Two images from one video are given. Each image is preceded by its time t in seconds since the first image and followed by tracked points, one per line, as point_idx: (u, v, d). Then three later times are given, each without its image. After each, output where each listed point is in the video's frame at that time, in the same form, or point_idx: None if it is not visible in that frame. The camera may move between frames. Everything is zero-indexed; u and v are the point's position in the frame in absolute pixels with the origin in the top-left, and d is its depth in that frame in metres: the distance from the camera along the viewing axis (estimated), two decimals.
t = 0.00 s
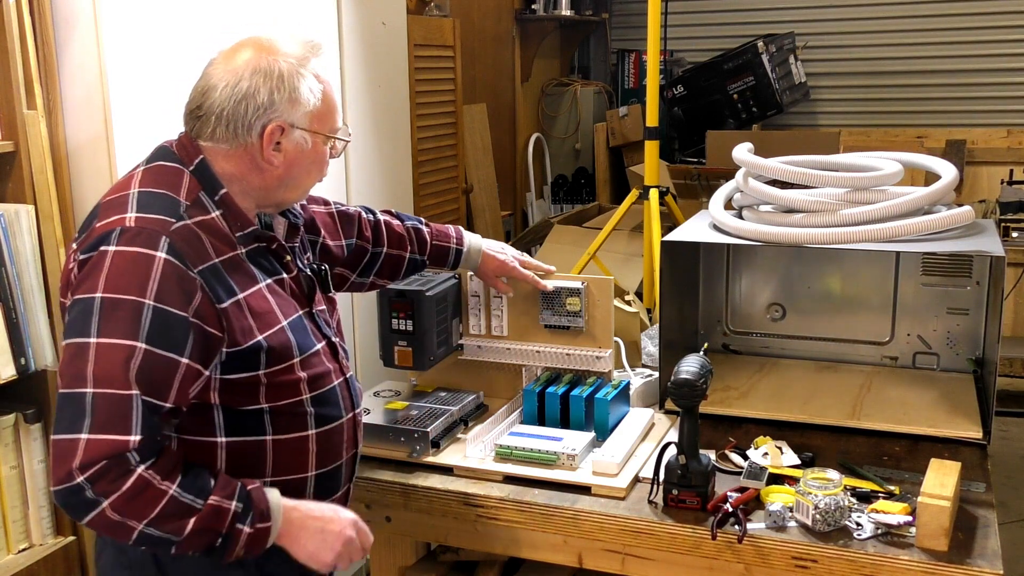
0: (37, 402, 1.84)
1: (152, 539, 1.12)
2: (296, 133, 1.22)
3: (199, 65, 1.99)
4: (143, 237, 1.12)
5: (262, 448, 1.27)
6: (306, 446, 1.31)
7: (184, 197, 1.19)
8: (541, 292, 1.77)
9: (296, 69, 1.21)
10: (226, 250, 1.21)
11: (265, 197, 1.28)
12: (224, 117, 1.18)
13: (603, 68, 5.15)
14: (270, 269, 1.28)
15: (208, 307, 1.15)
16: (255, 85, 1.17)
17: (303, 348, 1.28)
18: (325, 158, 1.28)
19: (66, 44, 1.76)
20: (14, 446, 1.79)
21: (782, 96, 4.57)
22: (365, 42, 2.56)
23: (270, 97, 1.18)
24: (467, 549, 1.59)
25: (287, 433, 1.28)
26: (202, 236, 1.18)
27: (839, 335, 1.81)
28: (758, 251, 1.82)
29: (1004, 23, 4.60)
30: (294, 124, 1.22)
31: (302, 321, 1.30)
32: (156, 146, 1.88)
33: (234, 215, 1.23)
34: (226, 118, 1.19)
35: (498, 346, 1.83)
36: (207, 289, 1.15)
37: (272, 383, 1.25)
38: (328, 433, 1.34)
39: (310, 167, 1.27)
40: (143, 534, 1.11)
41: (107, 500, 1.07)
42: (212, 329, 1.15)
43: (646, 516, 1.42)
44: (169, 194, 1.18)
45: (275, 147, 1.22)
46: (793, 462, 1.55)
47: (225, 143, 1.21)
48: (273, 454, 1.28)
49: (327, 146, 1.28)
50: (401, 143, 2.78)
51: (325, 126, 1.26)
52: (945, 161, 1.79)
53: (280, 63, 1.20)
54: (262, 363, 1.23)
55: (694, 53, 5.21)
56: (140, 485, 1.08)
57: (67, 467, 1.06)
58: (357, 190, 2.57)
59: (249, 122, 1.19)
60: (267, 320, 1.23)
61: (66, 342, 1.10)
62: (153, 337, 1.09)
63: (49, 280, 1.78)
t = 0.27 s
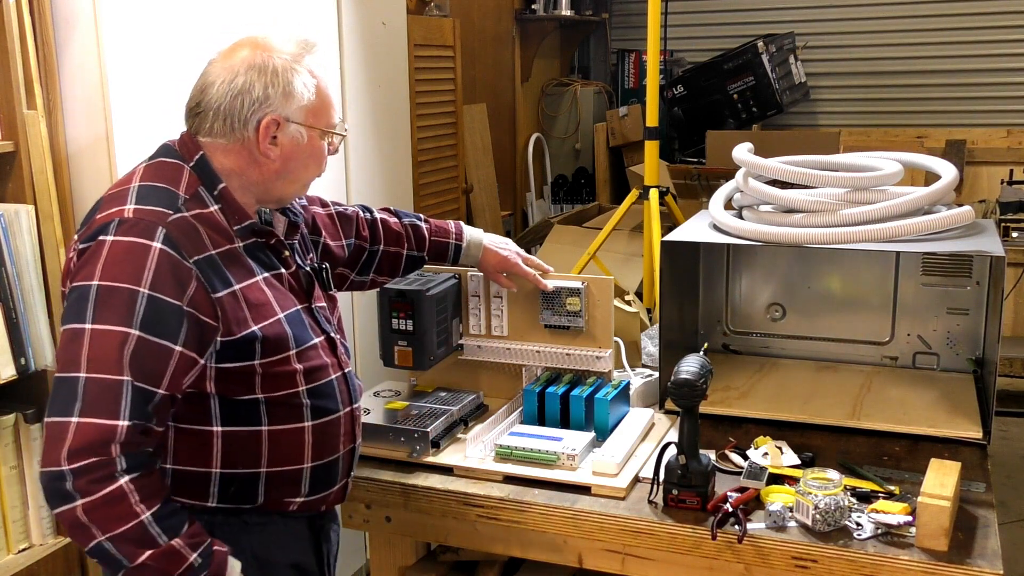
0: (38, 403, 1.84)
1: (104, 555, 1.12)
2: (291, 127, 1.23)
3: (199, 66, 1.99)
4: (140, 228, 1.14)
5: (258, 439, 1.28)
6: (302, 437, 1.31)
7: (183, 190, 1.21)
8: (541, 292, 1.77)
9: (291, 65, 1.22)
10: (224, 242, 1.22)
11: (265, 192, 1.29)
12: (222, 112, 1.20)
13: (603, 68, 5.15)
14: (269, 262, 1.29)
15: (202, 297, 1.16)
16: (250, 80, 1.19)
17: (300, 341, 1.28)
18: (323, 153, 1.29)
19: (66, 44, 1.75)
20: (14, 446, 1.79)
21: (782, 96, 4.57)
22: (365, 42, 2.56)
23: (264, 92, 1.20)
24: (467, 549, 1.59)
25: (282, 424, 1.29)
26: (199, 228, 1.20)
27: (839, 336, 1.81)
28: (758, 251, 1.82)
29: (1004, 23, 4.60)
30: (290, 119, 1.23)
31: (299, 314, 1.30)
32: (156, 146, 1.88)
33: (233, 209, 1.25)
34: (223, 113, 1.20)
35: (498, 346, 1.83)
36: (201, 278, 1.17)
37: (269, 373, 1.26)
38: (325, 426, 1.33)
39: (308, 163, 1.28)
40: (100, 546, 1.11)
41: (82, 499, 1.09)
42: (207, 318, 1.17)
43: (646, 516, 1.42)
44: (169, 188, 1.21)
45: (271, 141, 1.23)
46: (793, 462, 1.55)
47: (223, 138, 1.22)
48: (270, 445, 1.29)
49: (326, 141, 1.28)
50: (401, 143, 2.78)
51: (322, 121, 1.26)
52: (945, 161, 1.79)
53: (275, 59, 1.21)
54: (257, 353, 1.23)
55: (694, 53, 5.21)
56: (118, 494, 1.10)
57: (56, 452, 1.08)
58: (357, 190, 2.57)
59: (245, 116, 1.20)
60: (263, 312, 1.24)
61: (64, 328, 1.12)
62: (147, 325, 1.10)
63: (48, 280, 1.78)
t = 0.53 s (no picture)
0: (38, 403, 1.84)
1: (99, 558, 1.13)
2: (236, 113, 1.21)
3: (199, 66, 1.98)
4: (130, 226, 1.14)
5: (255, 437, 1.28)
6: (300, 436, 1.30)
7: (177, 189, 1.22)
8: (541, 292, 1.77)
9: (248, 52, 1.21)
10: (217, 240, 1.22)
11: (240, 184, 1.28)
12: (185, 99, 1.24)
13: (603, 68, 5.15)
14: (265, 261, 1.29)
15: (193, 295, 1.16)
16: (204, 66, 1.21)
17: (296, 339, 1.28)
18: (281, 146, 1.23)
19: (66, 44, 1.75)
20: (14, 446, 1.79)
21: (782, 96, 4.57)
22: (364, 43, 2.56)
23: (213, 77, 1.21)
24: (467, 549, 1.59)
25: (278, 423, 1.28)
26: (191, 226, 1.20)
27: (839, 336, 1.81)
28: (758, 251, 1.82)
29: (1004, 23, 4.60)
30: (237, 105, 1.20)
31: (296, 312, 1.30)
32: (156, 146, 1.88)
33: (226, 208, 1.25)
34: (187, 100, 1.24)
35: (498, 346, 1.83)
36: (192, 275, 1.17)
37: (264, 372, 1.25)
38: (323, 424, 1.33)
39: (264, 153, 1.23)
40: (94, 549, 1.12)
41: (77, 501, 1.10)
42: (198, 315, 1.17)
43: (646, 516, 1.42)
44: (163, 186, 1.21)
45: (220, 126, 1.22)
46: (793, 462, 1.55)
47: (189, 125, 1.25)
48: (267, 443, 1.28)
49: (288, 135, 1.22)
50: (401, 143, 2.78)
51: (275, 110, 1.21)
52: (945, 161, 1.79)
53: (234, 47, 1.21)
54: (252, 351, 1.23)
55: (694, 53, 5.21)
56: (113, 497, 1.11)
57: (54, 450, 1.09)
58: (357, 190, 2.57)
59: (196, 101, 1.22)
60: (258, 310, 1.23)
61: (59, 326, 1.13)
62: (138, 322, 1.11)
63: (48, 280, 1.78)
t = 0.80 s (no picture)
0: (38, 403, 1.84)
1: (108, 561, 1.14)
2: (195, 104, 1.19)
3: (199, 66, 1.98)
4: (115, 229, 1.12)
5: (243, 445, 1.26)
6: (289, 446, 1.28)
7: (168, 191, 1.20)
8: (541, 292, 1.77)
9: (213, 43, 1.20)
10: (206, 244, 1.20)
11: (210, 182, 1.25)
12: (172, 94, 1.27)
13: (603, 68, 5.15)
14: (258, 265, 1.26)
15: (176, 300, 1.15)
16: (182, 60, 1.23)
17: (287, 346, 1.26)
18: (231, 137, 1.19)
19: (66, 44, 1.75)
20: (14, 446, 1.79)
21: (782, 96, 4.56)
22: (365, 43, 2.56)
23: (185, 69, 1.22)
24: (467, 549, 1.59)
25: (267, 431, 1.27)
26: (179, 229, 1.18)
27: (839, 335, 1.81)
28: (758, 251, 1.82)
29: (1004, 23, 4.60)
30: (194, 96, 1.19)
31: (289, 319, 1.28)
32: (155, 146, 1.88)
33: (218, 209, 1.24)
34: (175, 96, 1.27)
35: (498, 346, 1.83)
36: (176, 281, 1.15)
37: (252, 380, 1.24)
38: (314, 435, 1.31)
39: (217, 146, 1.20)
40: (101, 554, 1.13)
41: (80, 509, 1.10)
42: (183, 321, 1.16)
43: (646, 516, 1.42)
44: (154, 188, 1.19)
45: (184, 118, 1.22)
46: (793, 462, 1.55)
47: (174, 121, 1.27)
48: (254, 451, 1.27)
49: (234, 127, 1.19)
50: (401, 143, 2.78)
51: (226, 100, 1.18)
52: (945, 161, 1.79)
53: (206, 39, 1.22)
54: (239, 359, 1.21)
55: (694, 53, 5.21)
56: (117, 504, 1.11)
57: (55, 457, 1.09)
58: (357, 190, 2.57)
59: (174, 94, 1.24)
60: (247, 317, 1.22)
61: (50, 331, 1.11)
62: (126, 327, 1.10)
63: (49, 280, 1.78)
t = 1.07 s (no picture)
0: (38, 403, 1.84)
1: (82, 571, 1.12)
2: (188, 103, 1.20)
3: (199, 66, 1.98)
4: (109, 234, 1.11)
5: (236, 454, 1.25)
6: (283, 457, 1.28)
7: (167, 195, 1.19)
8: (541, 292, 1.77)
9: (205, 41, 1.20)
10: (203, 252, 1.19)
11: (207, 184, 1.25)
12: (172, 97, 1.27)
13: (603, 68, 5.15)
14: (258, 272, 1.25)
15: (169, 308, 1.14)
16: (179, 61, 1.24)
17: (284, 356, 1.26)
18: (222, 134, 1.19)
19: (66, 44, 1.75)
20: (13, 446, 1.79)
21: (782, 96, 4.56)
22: (365, 42, 2.56)
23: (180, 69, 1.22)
24: (467, 549, 1.59)
25: (261, 441, 1.26)
26: (175, 235, 1.17)
27: (839, 335, 1.81)
28: (758, 251, 1.82)
29: (1003, 23, 4.60)
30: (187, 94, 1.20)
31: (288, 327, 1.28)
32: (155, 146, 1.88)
33: (217, 214, 1.24)
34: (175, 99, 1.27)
35: (498, 346, 1.83)
36: (169, 288, 1.14)
37: (246, 390, 1.24)
38: (309, 446, 1.30)
39: (210, 144, 1.20)
40: (76, 563, 1.11)
41: (55, 518, 1.09)
42: (174, 331, 1.14)
43: (646, 516, 1.42)
44: (152, 191, 1.18)
45: (180, 118, 1.22)
46: (793, 462, 1.55)
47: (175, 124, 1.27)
48: (247, 461, 1.26)
49: (225, 124, 1.18)
50: (401, 143, 2.78)
51: (217, 97, 1.18)
52: (944, 161, 1.79)
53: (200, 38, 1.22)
54: (233, 368, 1.21)
55: (694, 53, 5.21)
56: (92, 515, 1.09)
57: (36, 463, 1.08)
58: (357, 190, 2.56)
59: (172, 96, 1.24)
60: (243, 327, 1.21)
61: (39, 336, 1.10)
62: (113, 336, 1.08)
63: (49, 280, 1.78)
